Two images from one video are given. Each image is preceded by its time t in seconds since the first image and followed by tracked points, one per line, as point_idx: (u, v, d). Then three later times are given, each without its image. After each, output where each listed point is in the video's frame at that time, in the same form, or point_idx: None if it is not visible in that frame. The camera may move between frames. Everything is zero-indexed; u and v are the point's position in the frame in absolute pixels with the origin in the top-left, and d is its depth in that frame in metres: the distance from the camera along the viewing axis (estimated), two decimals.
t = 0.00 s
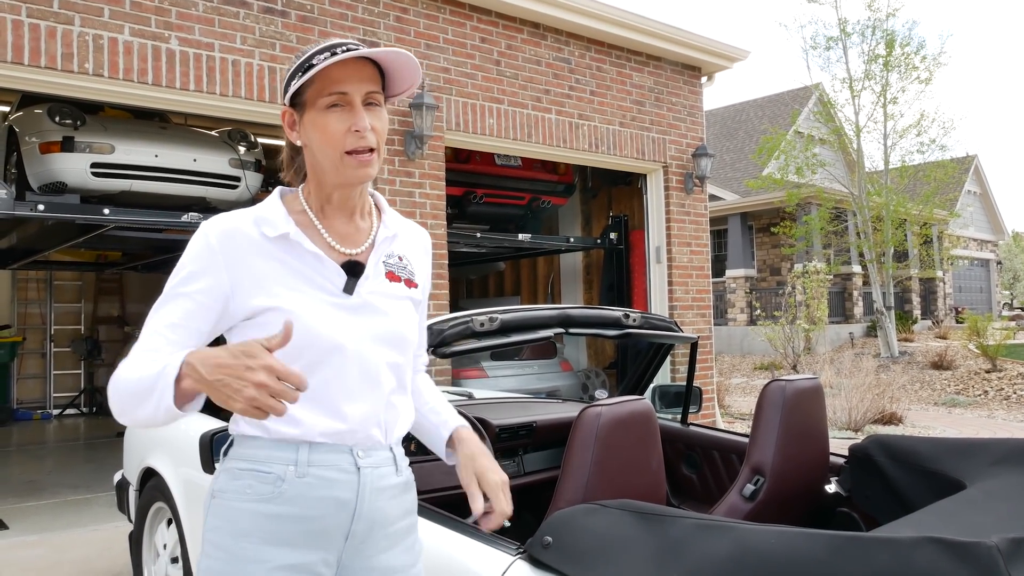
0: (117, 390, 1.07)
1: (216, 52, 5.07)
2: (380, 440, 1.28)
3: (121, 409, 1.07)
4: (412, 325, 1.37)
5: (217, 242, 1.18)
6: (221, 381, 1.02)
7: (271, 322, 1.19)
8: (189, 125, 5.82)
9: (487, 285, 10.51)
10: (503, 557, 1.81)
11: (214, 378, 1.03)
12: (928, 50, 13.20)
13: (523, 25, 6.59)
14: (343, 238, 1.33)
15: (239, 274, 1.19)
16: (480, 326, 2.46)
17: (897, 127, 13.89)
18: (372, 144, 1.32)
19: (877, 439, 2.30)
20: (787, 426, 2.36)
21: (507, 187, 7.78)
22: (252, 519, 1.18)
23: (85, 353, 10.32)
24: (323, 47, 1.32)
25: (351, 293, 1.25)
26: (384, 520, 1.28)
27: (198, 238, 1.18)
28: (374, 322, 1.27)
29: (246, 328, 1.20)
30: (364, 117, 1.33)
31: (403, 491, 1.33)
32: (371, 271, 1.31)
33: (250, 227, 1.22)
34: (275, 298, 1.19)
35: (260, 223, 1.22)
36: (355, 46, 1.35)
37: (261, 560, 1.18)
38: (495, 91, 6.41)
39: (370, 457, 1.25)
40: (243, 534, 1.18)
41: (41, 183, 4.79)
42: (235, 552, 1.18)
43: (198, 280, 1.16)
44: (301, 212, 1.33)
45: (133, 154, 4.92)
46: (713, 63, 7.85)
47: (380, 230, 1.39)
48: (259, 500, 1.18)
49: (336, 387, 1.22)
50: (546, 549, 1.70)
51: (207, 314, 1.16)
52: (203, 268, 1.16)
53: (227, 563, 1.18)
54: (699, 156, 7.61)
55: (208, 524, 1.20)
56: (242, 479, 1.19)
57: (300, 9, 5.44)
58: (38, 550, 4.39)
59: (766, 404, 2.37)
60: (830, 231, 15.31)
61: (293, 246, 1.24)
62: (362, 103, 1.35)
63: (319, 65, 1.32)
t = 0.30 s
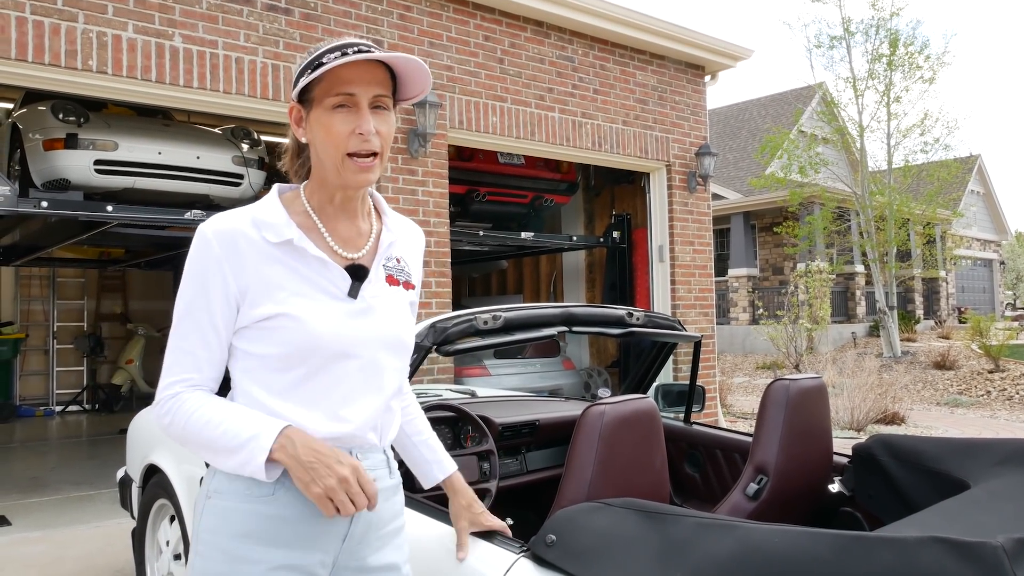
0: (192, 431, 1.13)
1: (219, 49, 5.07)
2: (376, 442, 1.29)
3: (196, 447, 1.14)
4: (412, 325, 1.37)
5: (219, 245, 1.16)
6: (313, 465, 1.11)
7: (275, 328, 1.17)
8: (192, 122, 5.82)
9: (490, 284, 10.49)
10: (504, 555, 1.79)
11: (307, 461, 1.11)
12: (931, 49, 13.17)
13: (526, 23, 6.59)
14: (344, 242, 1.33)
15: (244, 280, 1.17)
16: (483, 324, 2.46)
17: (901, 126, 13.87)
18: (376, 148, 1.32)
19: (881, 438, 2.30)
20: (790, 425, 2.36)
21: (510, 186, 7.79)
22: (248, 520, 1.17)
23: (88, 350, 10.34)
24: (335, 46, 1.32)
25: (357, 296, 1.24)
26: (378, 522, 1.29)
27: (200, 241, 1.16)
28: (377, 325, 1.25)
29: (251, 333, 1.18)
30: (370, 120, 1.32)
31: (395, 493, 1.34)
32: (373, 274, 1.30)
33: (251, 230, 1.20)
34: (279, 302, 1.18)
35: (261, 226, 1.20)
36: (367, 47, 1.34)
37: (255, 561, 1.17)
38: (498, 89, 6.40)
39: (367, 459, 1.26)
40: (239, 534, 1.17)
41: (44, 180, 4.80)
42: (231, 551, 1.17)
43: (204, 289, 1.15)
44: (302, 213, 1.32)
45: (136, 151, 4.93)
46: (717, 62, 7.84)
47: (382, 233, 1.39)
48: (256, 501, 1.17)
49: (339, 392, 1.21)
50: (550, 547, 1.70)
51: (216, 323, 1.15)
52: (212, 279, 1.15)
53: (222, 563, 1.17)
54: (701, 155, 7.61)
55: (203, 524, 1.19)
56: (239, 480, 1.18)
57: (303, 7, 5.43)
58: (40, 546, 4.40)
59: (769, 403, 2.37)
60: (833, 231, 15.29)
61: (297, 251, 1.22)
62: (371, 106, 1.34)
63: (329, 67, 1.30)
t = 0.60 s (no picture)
0: (188, 430, 1.12)
1: (223, 46, 5.08)
2: (378, 438, 1.29)
3: (190, 446, 1.13)
4: (409, 318, 1.37)
5: (217, 242, 1.16)
6: (321, 466, 1.13)
7: (275, 323, 1.17)
8: (197, 119, 5.83)
9: (493, 281, 10.49)
10: (509, 552, 1.79)
11: (315, 461, 1.13)
12: (937, 46, 13.12)
13: (530, 20, 6.58)
14: (341, 238, 1.31)
15: (243, 276, 1.17)
16: (487, 321, 2.47)
17: (906, 124, 13.82)
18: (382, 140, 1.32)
19: (885, 437, 2.29)
20: (795, 423, 2.36)
21: (514, 183, 7.79)
22: (252, 516, 1.17)
23: (92, 346, 10.36)
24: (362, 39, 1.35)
25: (355, 292, 1.24)
26: (381, 517, 1.30)
27: (196, 237, 1.16)
28: (376, 320, 1.25)
29: (250, 329, 1.18)
30: (378, 109, 1.34)
31: (395, 488, 1.35)
32: (371, 269, 1.30)
33: (248, 227, 1.20)
34: (278, 298, 1.18)
35: (258, 224, 1.20)
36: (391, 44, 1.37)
37: (260, 556, 1.16)
38: (503, 86, 6.39)
39: (370, 454, 1.27)
40: (244, 530, 1.16)
41: (49, 176, 4.81)
42: (236, 548, 1.16)
43: (202, 285, 1.14)
44: (300, 207, 1.30)
45: (141, 147, 4.93)
46: (721, 60, 7.82)
47: (378, 229, 1.38)
48: (260, 496, 1.17)
49: (338, 387, 1.21)
50: (553, 544, 1.70)
51: (214, 321, 1.14)
52: (208, 275, 1.14)
53: (226, 559, 1.16)
54: (706, 153, 7.59)
55: (205, 522, 1.18)
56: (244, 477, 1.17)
57: (308, 3, 5.43)
58: (44, 541, 4.41)
59: (774, 401, 2.37)
60: (838, 229, 15.25)
61: (295, 247, 1.22)
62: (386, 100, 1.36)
63: (345, 54, 1.34)
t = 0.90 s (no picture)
0: (193, 431, 1.12)
1: (226, 46, 5.08)
2: (382, 441, 1.28)
3: (196, 446, 1.13)
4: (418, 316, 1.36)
5: (218, 246, 1.16)
6: (325, 460, 1.13)
7: (279, 324, 1.17)
8: (199, 118, 5.83)
9: (495, 281, 10.49)
10: (510, 553, 1.79)
11: (320, 454, 1.13)
12: (940, 46, 13.09)
13: (533, 20, 6.57)
14: (346, 239, 1.31)
15: (247, 278, 1.17)
16: (489, 321, 2.46)
17: (908, 124, 13.80)
18: (388, 142, 1.32)
19: (888, 438, 2.29)
20: (798, 424, 2.35)
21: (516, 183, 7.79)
22: (252, 517, 1.17)
23: (95, 346, 10.37)
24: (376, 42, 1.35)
25: (360, 290, 1.24)
26: (380, 522, 1.29)
27: (198, 242, 1.16)
28: (380, 318, 1.25)
29: (256, 330, 1.18)
30: (388, 112, 1.34)
31: (397, 494, 1.33)
32: (375, 267, 1.30)
33: (249, 230, 1.20)
34: (281, 298, 1.18)
35: (261, 229, 1.20)
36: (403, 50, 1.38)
37: (257, 556, 1.16)
38: (505, 86, 6.38)
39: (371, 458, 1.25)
40: (243, 530, 1.16)
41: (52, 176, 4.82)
42: (234, 547, 1.16)
43: (206, 289, 1.14)
44: (305, 211, 1.31)
45: (144, 147, 4.93)
46: (724, 59, 7.81)
47: (382, 227, 1.38)
48: (258, 497, 1.17)
49: (344, 386, 1.21)
50: (556, 546, 1.70)
51: (220, 323, 1.14)
52: (211, 279, 1.14)
53: (224, 558, 1.16)
54: (708, 152, 7.58)
55: (206, 520, 1.18)
56: (244, 477, 1.17)
57: (310, 3, 5.43)
58: (45, 541, 4.42)
59: (777, 402, 2.37)
60: (840, 229, 15.23)
61: (298, 249, 1.21)
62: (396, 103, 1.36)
63: (358, 57, 1.35)
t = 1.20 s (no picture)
0: (189, 429, 1.12)
1: (226, 49, 5.08)
2: (380, 443, 1.28)
3: (191, 445, 1.12)
4: (420, 320, 1.35)
5: (221, 246, 1.16)
6: (314, 463, 1.13)
7: (279, 324, 1.17)
8: (199, 121, 5.84)
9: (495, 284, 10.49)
10: (510, 558, 1.79)
11: (310, 457, 1.12)
12: (939, 50, 13.10)
13: (533, 24, 6.58)
14: (349, 243, 1.30)
15: (248, 278, 1.17)
16: (489, 325, 2.45)
17: (908, 128, 13.82)
18: (393, 152, 1.32)
19: (888, 442, 2.29)
20: (798, 426, 2.35)
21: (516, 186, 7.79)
22: (248, 517, 1.16)
23: (94, 348, 10.36)
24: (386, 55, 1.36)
25: (360, 291, 1.24)
26: (376, 524, 1.28)
27: (201, 242, 1.17)
28: (380, 320, 1.24)
29: (256, 330, 1.18)
30: (396, 123, 1.34)
31: (394, 496, 1.32)
32: (377, 270, 1.29)
33: (251, 232, 1.20)
34: (282, 299, 1.18)
35: (263, 230, 1.20)
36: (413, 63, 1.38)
37: (253, 557, 1.16)
38: (505, 90, 6.39)
39: (368, 460, 1.24)
40: (239, 530, 1.16)
41: (51, 179, 4.82)
42: (230, 548, 1.16)
43: (208, 289, 1.15)
44: (310, 215, 1.31)
45: (144, 150, 4.94)
46: (723, 63, 7.82)
47: (386, 232, 1.37)
48: (253, 498, 1.16)
49: (343, 387, 1.20)
50: (555, 550, 1.69)
51: (220, 321, 1.15)
52: (215, 279, 1.15)
53: (222, 558, 1.16)
54: (708, 156, 7.58)
55: (204, 521, 1.18)
56: (240, 479, 1.17)
57: (310, 6, 5.44)
58: (44, 544, 4.41)
59: (776, 405, 2.37)
60: (840, 232, 15.24)
61: (299, 251, 1.21)
62: (404, 115, 1.36)
63: (370, 68, 1.35)
